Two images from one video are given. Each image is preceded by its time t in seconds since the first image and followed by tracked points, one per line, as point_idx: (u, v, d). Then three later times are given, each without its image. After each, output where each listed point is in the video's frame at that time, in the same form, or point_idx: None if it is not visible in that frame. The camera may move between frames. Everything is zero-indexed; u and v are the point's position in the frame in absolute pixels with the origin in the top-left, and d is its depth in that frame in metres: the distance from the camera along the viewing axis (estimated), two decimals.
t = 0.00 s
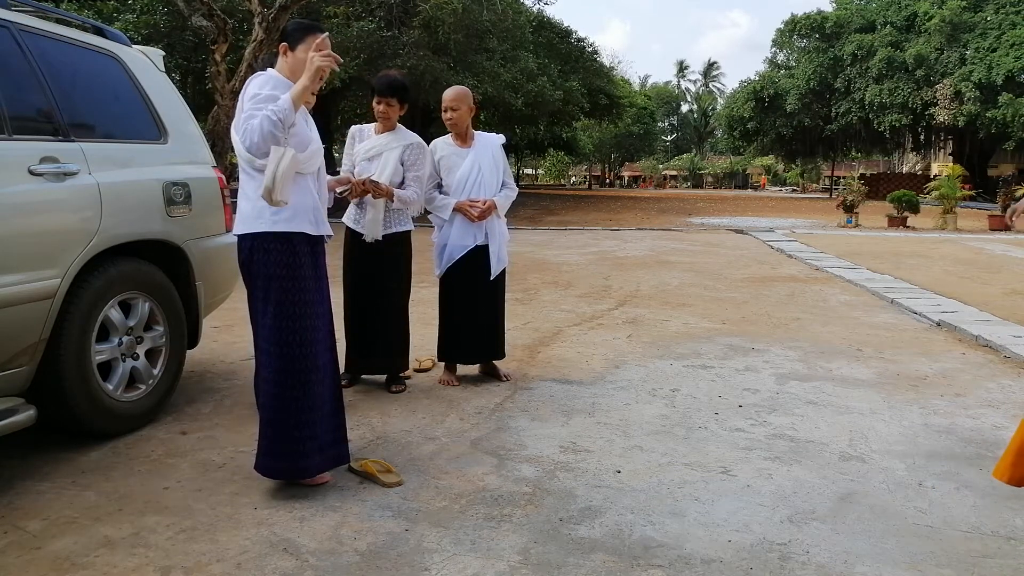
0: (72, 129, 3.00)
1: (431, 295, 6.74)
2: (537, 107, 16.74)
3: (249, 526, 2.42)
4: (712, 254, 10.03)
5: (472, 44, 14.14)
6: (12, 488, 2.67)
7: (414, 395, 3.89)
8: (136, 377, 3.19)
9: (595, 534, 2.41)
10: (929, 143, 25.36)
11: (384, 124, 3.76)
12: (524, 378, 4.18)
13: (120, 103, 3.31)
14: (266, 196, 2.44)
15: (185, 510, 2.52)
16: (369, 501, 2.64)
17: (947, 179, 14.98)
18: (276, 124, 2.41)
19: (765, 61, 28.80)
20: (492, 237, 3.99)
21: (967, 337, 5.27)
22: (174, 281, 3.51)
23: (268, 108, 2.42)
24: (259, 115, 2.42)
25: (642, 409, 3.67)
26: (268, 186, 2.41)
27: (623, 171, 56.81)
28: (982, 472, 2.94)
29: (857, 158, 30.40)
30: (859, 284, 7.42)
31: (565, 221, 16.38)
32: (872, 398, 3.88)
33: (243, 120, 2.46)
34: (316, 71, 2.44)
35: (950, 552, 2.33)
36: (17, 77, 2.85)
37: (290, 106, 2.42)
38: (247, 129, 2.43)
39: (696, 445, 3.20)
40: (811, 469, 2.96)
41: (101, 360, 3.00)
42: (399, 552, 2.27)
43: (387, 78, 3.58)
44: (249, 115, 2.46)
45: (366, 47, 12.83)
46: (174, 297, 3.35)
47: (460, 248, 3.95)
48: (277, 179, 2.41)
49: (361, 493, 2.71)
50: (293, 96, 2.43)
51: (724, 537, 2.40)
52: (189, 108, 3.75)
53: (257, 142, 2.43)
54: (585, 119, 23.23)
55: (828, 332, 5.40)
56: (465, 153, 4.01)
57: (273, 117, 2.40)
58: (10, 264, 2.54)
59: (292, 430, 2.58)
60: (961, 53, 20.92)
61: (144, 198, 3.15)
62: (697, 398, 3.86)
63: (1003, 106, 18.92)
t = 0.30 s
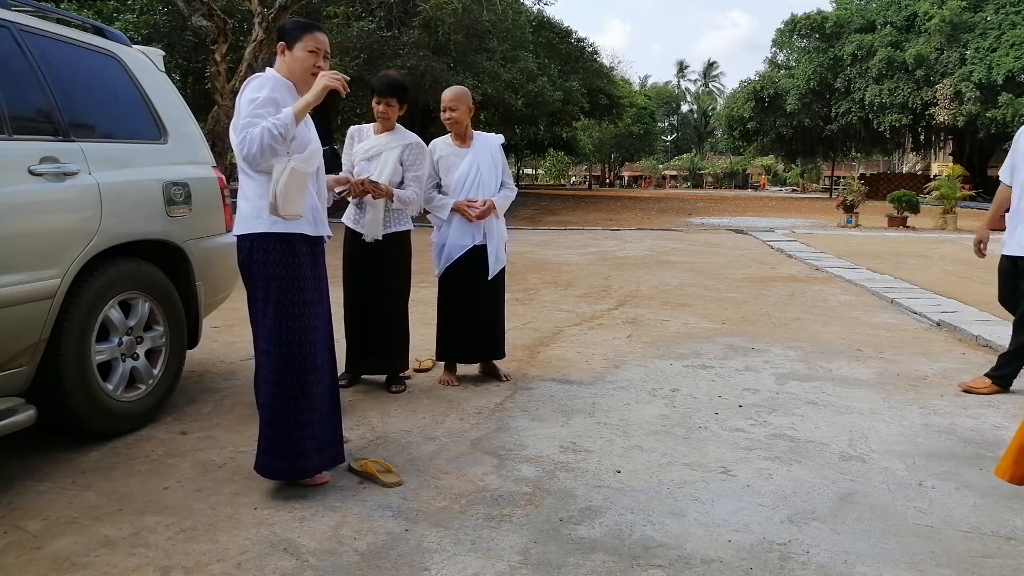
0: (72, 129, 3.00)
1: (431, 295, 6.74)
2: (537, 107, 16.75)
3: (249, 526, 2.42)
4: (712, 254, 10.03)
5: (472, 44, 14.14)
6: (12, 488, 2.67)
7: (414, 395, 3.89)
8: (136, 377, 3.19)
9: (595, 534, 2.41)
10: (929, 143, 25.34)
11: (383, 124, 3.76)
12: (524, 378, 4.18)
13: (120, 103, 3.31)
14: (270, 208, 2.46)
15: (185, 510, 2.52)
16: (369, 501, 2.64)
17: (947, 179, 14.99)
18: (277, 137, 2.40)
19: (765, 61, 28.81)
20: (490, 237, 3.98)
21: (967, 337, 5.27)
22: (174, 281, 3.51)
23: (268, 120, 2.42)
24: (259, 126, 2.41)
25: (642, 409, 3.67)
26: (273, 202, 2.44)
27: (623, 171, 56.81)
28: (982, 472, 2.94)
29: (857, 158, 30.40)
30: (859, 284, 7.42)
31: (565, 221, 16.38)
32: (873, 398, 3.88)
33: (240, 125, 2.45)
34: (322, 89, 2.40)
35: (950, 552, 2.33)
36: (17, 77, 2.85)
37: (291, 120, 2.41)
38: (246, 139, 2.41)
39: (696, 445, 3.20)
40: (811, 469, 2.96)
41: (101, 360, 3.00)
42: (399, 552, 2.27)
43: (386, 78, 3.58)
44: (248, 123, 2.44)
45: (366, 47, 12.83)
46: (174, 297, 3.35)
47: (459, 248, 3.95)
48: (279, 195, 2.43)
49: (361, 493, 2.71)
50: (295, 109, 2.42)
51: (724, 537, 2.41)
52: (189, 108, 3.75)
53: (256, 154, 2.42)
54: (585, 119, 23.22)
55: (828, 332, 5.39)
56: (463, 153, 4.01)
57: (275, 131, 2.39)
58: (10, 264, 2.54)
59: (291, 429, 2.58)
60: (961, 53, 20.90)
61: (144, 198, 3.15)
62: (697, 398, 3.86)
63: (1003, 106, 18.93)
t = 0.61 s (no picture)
0: (72, 129, 3.00)
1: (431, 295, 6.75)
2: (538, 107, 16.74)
3: (249, 526, 2.42)
4: (712, 254, 10.03)
5: (472, 44, 14.15)
6: (12, 488, 2.67)
7: (414, 395, 3.89)
8: (136, 377, 3.19)
9: (595, 534, 2.41)
10: (930, 143, 25.32)
11: (381, 123, 3.76)
12: (524, 378, 4.18)
13: (120, 103, 3.31)
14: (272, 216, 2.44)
15: (185, 510, 2.52)
16: (369, 501, 2.64)
17: (947, 179, 14.96)
18: (279, 145, 2.41)
19: (765, 61, 28.81)
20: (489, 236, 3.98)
21: (967, 337, 5.27)
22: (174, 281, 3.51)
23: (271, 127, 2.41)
24: (262, 132, 2.41)
25: (642, 409, 3.67)
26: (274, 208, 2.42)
27: (623, 171, 56.82)
28: (982, 472, 2.94)
29: (857, 158, 30.39)
30: (859, 284, 7.42)
31: (565, 221, 16.37)
32: (873, 398, 3.88)
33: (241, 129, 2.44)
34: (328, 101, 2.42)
35: (950, 552, 2.33)
36: (17, 77, 2.85)
37: (295, 129, 2.42)
38: (247, 144, 2.40)
39: (696, 445, 3.20)
40: (811, 469, 2.96)
41: (101, 360, 3.00)
42: (399, 552, 2.27)
43: (387, 78, 3.58)
44: (249, 128, 2.43)
45: (366, 47, 12.83)
46: (174, 297, 3.35)
47: (458, 247, 3.96)
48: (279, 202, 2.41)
49: (361, 493, 2.71)
50: (299, 119, 2.43)
51: (724, 537, 2.40)
52: (189, 108, 3.75)
53: (257, 160, 2.41)
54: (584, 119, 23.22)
55: (828, 332, 5.40)
56: (463, 152, 4.01)
57: (279, 140, 2.40)
58: (10, 264, 2.54)
59: (291, 429, 2.58)
60: (961, 53, 20.87)
61: (145, 199, 3.15)
62: (697, 397, 3.86)
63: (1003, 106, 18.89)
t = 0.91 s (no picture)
0: (72, 129, 3.00)
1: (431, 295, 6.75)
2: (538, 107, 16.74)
3: (249, 526, 2.42)
4: (712, 254, 10.03)
5: (472, 44, 14.15)
6: (12, 488, 2.67)
7: (414, 395, 3.89)
8: (136, 377, 3.19)
9: (595, 534, 2.41)
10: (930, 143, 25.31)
11: (381, 124, 3.75)
12: (524, 378, 4.18)
13: (120, 103, 3.31)
14: (277, 240, 2.46)
15: (185, 510, 2.52)
16: (369, 501, 2.64)
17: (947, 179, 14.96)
18: (288, 159, 2.44)
19: (765, 62, 28.81)
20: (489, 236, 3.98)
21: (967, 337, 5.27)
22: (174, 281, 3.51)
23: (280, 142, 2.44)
24: (271, 146, 2.43)
25: (642, 409, 3.67)
26: (280, 231, 2.44)
27: (623, 171, 56.83)
28: (982, 472, 2.94)
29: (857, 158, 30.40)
30: (859, 284, 7.42)
31: (565, 221, 16.36)
32: (872, 398, 3.88)
33: (245, 136, 2.44)
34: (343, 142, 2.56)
35: (950, 552, 2.33)
36: (17, 77, 2.85)
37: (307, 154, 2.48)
38: (258, 154, 2.41)
39: (696, 445, 3.20)
40: (811, 469, 2.96)
41: (100, 360, 3.00)
42: (399, 552, 2.27)
43: (390, 79, 3.58)
44: (258, 136, 2.43)
45: (366, 47, 12.83)
46: (174, 297, 3.35)
47: (458, 247, 3.96)
48: (288, 221, 2.43)
49: (361, 493, 2.71)
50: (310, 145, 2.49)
51: (724, 537, 2.40)
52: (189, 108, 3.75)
53: (263, 170, 2.43)
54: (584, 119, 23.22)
55: (828, 332, 5.40)
56: (462, 152, 4.02)
57: (292, 159, 2.44)
58: (10, 264, 2.54)
59: (292, 429, 2.58)
60: (961, 53, 20.84)
61: (145, 199, 3.15)
62: (697, 398, 3.86)
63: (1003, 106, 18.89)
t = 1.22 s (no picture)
0: (72, 129, 3.00)
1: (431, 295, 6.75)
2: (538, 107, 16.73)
3: (249, 526, 2.42)
4: (712, 254, 10.03)
5: (472, 44, 14.17)
6: (12, 488, 2.67)
7: (414, 395, 3.89)
8: (136, 377, 3.19)
9: (596, 534, 2.41)
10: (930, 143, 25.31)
11: (380, 123, 3.75)
12: (524, 378, 4.18)
13: (120, 104, 3.31)
14: (315, 251, 2.54)
15: (185, 510, 2.52)
16: (369, 501, 2.64)
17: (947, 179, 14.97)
18: (293, 169, 2.45)
19: (765, 62, 28.81)
20: (489, 236, 3.98)
21: (967, 337, 5.27)
22: (174, 281, 3.51)
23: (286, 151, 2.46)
24: (277, 156, 2.44)
25: (642, 409, 3.67)
26: (320, 238, 2.52)
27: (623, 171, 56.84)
28: (982, 472, 2.94)
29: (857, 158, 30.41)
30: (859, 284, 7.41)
31: (565, 221, 16.36)
32: (872, 398, 3.88)
33: (249, 141, 2.43)
34: (346, 160, 2.66)
35: (950, 552, 2.33)
36: (17, 77, 2.85)
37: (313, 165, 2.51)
38: (264, 161, 2.41)
39: (696, 445, 3.20)
40: (811, 469, 2.96)
41: (101, 360, 3.00)
42: (399, 553, 2.27)
43: (387, 76, 3.60)
44: (264, 143, 2.44)
45: (366, 47, 12.83)
46: (174, 297, 3.35)
47: (458, 248, 3.96)
48: (323, 233, 2.52)
49: (361, 493, 2.71)
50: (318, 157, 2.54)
51: (725, 537, 2.40)
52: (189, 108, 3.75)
53: (267, 177, 2.43)
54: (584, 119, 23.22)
55: (828, 332, 5.40)
56: (462, 152, 4.02)
57: (299, 169, 2.47)
58: (10, 264, 2.54)
59: (291, 429, 2.58)
60: (960, 53, 20.83)
61: (145, 199, 3.15)
62: (697, 398, 3.86)
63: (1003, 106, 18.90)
